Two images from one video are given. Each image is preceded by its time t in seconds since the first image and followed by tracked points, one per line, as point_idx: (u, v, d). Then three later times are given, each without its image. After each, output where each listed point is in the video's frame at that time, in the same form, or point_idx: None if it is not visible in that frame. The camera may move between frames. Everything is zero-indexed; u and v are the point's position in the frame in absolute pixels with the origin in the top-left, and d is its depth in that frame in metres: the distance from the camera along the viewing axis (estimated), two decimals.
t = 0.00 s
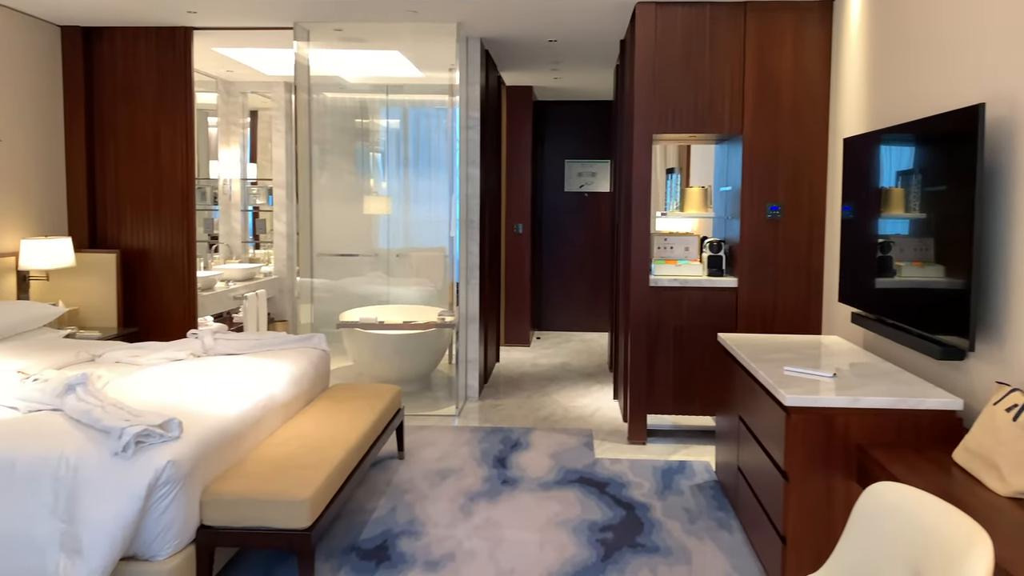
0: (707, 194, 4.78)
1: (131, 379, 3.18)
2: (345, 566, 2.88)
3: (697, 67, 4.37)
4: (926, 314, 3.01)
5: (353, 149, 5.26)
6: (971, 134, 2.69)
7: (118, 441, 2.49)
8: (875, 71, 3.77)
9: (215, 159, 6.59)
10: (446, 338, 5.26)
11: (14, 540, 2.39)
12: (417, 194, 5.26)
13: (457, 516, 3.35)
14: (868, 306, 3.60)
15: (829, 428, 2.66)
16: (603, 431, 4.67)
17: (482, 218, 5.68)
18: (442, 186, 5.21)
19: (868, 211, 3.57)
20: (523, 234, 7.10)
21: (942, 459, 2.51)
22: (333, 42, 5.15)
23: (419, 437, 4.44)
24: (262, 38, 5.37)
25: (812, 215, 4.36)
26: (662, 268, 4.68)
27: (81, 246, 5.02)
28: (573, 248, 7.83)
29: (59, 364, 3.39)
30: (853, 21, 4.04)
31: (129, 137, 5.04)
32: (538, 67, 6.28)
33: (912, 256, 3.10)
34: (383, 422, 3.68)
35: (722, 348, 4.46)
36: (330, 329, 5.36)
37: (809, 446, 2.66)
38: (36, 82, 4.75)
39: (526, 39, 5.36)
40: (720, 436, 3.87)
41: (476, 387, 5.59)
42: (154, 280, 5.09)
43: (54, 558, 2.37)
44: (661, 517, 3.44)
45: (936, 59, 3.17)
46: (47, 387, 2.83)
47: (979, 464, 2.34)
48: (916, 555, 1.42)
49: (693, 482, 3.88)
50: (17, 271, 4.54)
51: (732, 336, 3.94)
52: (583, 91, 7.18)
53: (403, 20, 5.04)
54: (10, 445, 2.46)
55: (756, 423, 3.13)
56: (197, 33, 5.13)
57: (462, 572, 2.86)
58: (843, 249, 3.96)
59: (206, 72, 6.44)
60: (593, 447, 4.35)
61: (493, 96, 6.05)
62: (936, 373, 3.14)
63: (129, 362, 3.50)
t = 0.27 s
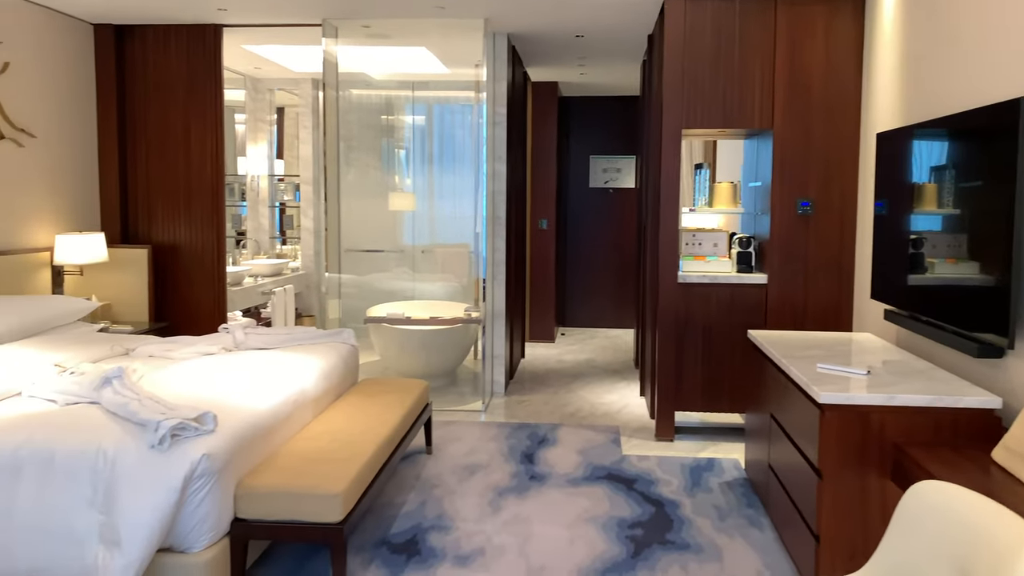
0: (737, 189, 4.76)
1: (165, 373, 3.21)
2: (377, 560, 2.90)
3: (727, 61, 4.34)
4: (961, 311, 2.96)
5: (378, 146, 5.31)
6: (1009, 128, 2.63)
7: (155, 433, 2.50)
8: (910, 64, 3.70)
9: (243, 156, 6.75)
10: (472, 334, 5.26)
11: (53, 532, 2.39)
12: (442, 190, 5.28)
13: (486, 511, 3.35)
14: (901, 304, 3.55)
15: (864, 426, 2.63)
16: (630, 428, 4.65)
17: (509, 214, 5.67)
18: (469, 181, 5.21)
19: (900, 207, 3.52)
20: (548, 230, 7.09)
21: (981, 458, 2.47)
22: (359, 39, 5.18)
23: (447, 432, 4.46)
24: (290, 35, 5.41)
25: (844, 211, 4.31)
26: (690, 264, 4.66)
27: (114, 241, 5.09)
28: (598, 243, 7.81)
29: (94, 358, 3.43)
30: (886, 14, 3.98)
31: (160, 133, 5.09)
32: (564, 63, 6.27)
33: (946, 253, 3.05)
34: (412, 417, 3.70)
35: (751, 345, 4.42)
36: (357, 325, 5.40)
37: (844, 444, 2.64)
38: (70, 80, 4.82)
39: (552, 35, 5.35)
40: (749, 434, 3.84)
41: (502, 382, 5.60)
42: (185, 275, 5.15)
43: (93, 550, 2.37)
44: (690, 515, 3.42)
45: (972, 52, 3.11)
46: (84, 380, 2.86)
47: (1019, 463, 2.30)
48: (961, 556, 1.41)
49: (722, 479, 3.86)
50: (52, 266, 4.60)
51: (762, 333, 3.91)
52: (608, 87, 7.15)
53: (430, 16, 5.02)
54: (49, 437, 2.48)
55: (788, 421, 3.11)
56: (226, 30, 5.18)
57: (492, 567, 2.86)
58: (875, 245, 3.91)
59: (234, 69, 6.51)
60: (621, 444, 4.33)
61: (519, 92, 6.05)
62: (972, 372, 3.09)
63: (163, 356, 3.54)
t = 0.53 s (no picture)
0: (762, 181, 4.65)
1: (193, 364, 3.24)
2: (404, 550, 2.91)
3: (752, 51, 4.30)
4: (991, 303, 2.93)
5: (400, 140, 5.28)
6: None
7: (185, 424, 2.51)
8: (938, 51, 3.65)
9: (266, 150, 6.64)
10: (495, 327, 5.28)
11: (87, 521, 2.36)
12: (462, 182, 5.28)
13: (512, 503, 3.36)
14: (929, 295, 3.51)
15: (895, 417, 2.61)
16: (654, 420, 4.64)
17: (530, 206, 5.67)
18: (491, 174, 5.21)
19: (928, 196, 3.48)
20: (569, 222, 7.08)
21: (1015, 450, 2.44)
22: (381, 32, 5.18)
23: (470, 424, 4.47)
24: (313, 28, 5.43)
25: (870, 201, 4.27)
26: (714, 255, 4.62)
27: (140, 235, 5.14)
28: (619, 236, 7.78)
29: (123, 350, 3.47)
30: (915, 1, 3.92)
31: (184, 128, 5.13)
32: (586, 54, 6.26)
33: (975, 244, 3.01)
34: (437, 409, 3.71)
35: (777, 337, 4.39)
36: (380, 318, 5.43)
37: (875, 435, 2.61)
38: (97, 76, 4.86)
39: (574, 26, 5.33)
40: (775, 426, 3.82)
41: (525, 374, 5.61)
42: (210, 268, 5.19)
43: (127, 539, 2.34)
44: (716, 507, 3.41)
45: (1003, 38, 3.06)
46: (115, 371, 2.89)
47: None
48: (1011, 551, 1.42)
49: (748, 471, 3.84)
50: (80, 259, 4.65)
51: (788, 325, 3.87)
52: (629, 78, 7.12)
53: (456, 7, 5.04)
54: (82, 427, 2.49)
55: (817, 413, 3.09)
56: (250, 25, 5.20)
57: (520, 558, 2.87)
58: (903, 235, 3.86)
59: (257, 64, 6.55)
60: (645, 436, 4.33)
61: (541, 84, 6.03)
62: (1004, 364, 3.05)
63: (191, 348, 3.57)
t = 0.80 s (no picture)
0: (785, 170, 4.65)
1: (221, 358, 3.27)
2: (430, 543, 2.93)
3: (775, 40, 4.25)
4: (1019, 294, 2.89)
5: (421, 133, 5.28)
6: None
7: (214, 417, 2.52)
8: (966, 37, 3.59)
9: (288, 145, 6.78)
10: (517, 320, 5.29)
11: (118, 512, 2.40)
12: (482, 176, 5.26)
13: (536, 495, 3.37)
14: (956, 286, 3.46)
15: (924, 410, 2.58)
16: (677, 413, 4.63)
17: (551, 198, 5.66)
18: (512, 166, 5.21)
19: (955, 186, 3.43)
20: (589, 215, 7.06)
21: None
22: (401, 26, 5.20)
23: (493, 417, 4.48)
24: (333, 23, 5.44)
25: (896, 191, 4.21)
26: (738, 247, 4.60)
27: (166, 230, 5.19)
28: (640, 228, 7.76)
29: (151, 344, 3.51)
30: None
31: (208, 123, 5.18)
32: (607, 46, 6.23)
33: (1003, 234, 2.97)
34: (460, 401, 3.72)
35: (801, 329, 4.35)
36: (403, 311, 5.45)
37: (903, 428, 2.59)
38: (122, 73, 4.91)
39: (595, 17, 5.30)
40: (800, 419, 3.80)
41: (547, 367, 5.61)
42: (234, 262, 5.24)
43: (158, 530, 2.37)
44: (742, 500, 3.40)
45: None
46: (145, 365, 2.92)
47: None
48: None
49: (773, 464, 3.82)
50: (107, 254, 4.71)
51: (813, 317, 3.84)
52: (649, 69, 7.08)
53: None
54: (113, 421, 2.53)
55: (843, 406, 3.06)
56: (271, 20, 5.23)
57: (545, 550, 2.88)
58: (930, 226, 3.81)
59: (278, 58, 6.58)
60: (668, 429, 4.33)
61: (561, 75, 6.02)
62: None
63: (217, 342, 3.61)
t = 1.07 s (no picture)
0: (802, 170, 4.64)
1: (239, 361, 3.29)
2: (447, 545, 2.93)
3: (791, 39, 4.23)
4: None
5: (435, 136, 5.29)
6: None
7: (233, 420, 2.53)
8: (985, 34, 3.55)
9: (304, 148, 6.85)
10: (532, 322, 5.29)
11: (137, 514, 2.42)
12: (496, 178, 5.27)
13: (553, 498, 3.36)
14: (975, 286, 3.41)
15: (945, 412, 2.55)
16: (694, 415, 4.62)
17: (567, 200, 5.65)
18: (527, 168, 5.20)
19: (975, 185, 3.39)
20: (605, 216, 7.05)
21: None
22: (415, 28, 5.21)
23: (509, 419, 4.48)
24: (349, 26, 5.47)
25: (916, 191, 4.18)
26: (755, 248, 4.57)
27: (183, 233, 5.23)
28: (655, 229, 7.74)
29: (170, 346, 3.53)
30: None
31: (225, 126, 5.21)
32: (621, 46, 6.23)
33: None
34: (477, 404, 3.72)
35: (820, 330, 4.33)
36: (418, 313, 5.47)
37: (925, 430, 2.56)
38: (140, 78, 4.95)
39: (609, 18, 5.30)
40: (818, 421, 3.77)
41: (563, 369, 5.60)
42: (251, 265, 5.27)
43: (178, 532, 2.39)
44: (760, 503, 3.37)
45: None
46: (164, 368, 2.94)
47: None
48: None
49: (791, 467, 3.79)
50: (126, 258, 4.75)
51: (832, 318, 3.80)
52: (664, 69, 7.06)
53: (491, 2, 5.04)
54: (134, 423, 2.55)
55: (862, 408, 3.04)
56: (287, 24, 5.26)
57: (563, 554, 2.87)
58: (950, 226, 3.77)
59: (293, 62, 6.63)
60: (685, 431, 4.32)
61: (576, 76, 6.01)
62: None
63: (235, 345, 3.63)
